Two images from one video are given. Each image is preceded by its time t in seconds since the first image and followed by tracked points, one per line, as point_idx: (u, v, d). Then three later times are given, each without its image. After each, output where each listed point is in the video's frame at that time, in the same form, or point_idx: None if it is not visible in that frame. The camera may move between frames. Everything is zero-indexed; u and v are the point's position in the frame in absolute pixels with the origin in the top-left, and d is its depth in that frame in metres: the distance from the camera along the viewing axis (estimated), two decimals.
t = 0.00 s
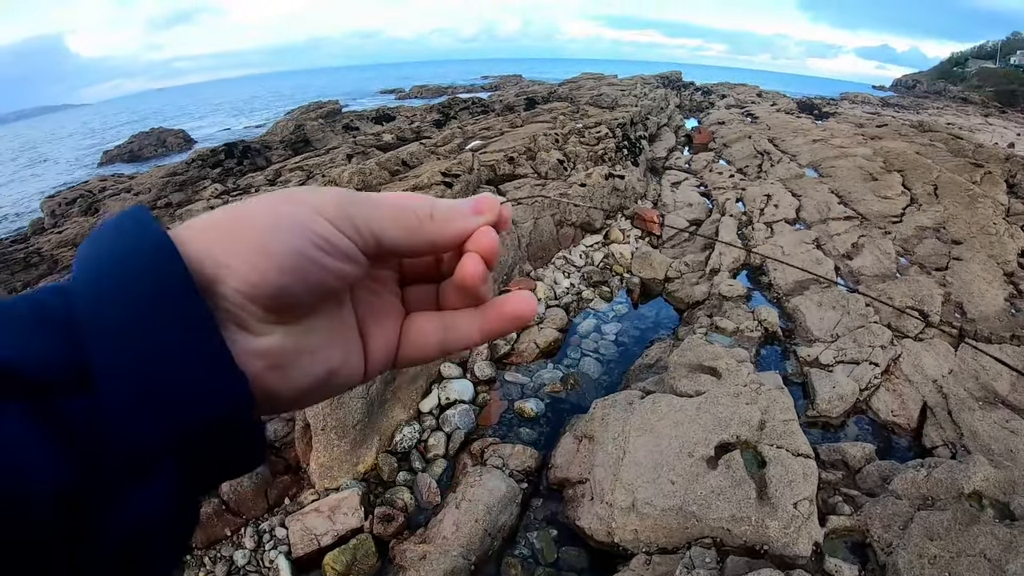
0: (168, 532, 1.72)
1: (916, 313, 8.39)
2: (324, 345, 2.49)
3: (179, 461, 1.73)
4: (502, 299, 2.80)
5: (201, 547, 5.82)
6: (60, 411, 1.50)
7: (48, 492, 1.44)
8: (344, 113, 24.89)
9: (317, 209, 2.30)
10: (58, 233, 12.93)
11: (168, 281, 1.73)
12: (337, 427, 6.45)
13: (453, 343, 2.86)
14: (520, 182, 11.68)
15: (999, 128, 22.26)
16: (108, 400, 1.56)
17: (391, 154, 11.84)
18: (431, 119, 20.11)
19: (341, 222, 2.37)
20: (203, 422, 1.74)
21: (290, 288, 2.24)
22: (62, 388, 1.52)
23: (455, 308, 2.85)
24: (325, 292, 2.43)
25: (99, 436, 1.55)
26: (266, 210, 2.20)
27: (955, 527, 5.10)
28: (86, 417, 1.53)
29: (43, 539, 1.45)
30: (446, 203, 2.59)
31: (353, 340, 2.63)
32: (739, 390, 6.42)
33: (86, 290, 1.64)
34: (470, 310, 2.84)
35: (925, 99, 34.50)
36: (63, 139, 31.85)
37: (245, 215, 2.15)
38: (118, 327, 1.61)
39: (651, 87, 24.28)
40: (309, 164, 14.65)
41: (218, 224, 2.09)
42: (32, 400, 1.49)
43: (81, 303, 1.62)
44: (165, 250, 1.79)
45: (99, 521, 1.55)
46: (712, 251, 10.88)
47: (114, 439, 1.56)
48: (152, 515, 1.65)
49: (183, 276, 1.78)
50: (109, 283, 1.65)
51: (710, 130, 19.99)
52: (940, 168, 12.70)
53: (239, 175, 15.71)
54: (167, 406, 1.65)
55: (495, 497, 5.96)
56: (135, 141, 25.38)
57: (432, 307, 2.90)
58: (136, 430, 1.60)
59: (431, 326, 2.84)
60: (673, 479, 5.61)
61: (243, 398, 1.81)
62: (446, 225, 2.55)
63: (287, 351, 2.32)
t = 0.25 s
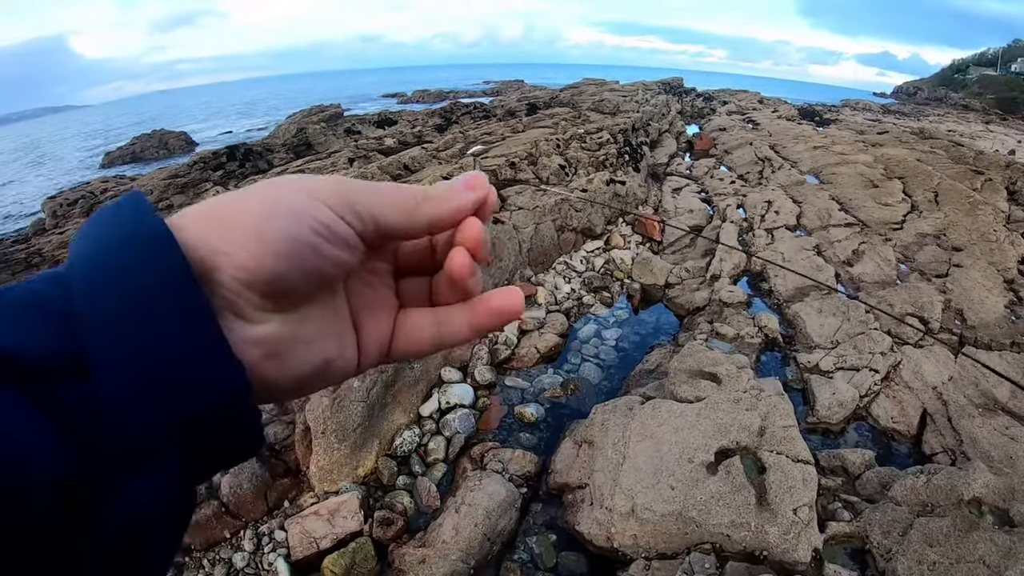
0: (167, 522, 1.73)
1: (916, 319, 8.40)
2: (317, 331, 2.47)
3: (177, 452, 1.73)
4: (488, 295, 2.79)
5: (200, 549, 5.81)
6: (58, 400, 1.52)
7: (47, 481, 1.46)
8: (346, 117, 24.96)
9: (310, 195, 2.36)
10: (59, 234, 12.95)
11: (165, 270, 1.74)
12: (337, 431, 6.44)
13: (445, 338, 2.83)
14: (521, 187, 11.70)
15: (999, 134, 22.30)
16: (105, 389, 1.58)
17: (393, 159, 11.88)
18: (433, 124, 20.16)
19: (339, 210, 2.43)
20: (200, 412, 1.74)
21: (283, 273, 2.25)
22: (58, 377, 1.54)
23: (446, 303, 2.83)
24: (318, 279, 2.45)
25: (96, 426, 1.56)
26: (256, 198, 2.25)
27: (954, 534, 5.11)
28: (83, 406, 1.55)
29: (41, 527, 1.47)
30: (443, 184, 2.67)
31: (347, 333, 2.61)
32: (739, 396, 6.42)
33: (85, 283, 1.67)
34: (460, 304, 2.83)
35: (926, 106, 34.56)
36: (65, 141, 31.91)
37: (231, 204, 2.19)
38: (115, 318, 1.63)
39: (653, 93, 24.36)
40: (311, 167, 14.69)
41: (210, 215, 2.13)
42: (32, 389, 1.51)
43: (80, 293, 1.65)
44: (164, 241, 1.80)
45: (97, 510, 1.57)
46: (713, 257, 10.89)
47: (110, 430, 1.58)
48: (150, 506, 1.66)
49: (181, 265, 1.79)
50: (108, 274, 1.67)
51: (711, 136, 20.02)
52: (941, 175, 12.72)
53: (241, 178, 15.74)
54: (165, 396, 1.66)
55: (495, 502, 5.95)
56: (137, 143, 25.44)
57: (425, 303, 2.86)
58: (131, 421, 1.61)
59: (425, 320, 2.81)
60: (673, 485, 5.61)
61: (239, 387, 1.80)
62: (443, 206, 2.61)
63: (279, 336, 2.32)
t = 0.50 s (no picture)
0: (183, 529, 2.02)
1: (915, 324, 8.42)
2: (342, 323, 2.85)
3: (196, 460, 2.09)
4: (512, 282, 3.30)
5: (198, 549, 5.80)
6: (94, 415, 1.84)
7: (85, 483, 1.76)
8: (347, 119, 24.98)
9: (293, 179, 2.72)
10: (59, 234, 12.95)
11: (187, 303, 2.15)
12: (336, 432, 6.43)
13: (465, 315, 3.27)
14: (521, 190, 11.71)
15: (1000, 140, 22.31)
16: (132, 405, 1.91)
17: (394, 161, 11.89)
18: (434, 127, 20.20)
19: (312, 185, 2.75)
20: (216, 424, 2.11)
21: (289, 263, 2.66)
22: (92, 392, 1.86)
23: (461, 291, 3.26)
24: (323, 270, 2.83)
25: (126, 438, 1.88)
26: (249, 201, 2.65)
27: (953, 538, 5.12)
28: (116, 421, 1.88)
29: (77, 526, 1.75)
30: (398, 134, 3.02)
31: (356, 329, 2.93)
32: (738, 400, 6.43)
33: (110, 316, 2.00)
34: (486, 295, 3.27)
35: (928, 112, 34.56)
36: (66, 141, 31.91)
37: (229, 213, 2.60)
38: (144, 345, 1.99)
39: (653, 98, 24.39)
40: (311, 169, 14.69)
41: (213, 229, 2.53)
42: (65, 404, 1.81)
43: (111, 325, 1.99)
44: (184, 276, 2.21)
45: (125, 510, 1.85)
46: (713, 262, 10.89)
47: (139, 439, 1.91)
48: (171, 511, 1.96)
49: (200, 299, 2.20)
50: (135, 307, 2.04)
51: (712, 140, 20.04)
52: (941, 180, 12.75)
53: (241, 179, 15.74)
54: (183, 411, 2.02)
55: (494, 504, 5.96)
56: (138, 144, 25.45)
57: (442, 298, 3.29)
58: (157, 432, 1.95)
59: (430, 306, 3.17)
60: (672, 488, 5.61)
61: (253, 400, 2.20)
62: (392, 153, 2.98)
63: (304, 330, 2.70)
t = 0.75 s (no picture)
0: (196, 534, 2.04)
1: (913, 327, 8.42)
2: (347, 337, 2.85)
3: (210, 465, 2.11)
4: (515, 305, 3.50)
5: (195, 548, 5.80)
6: (104, 422, 1.89)
7: (96, 491, 1.78)
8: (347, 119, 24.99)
9: (300, 190, 2.74)
10: (58, 232, 12.96)
11: (194, 310, 2.18)
12: (334, 432, 6.43)
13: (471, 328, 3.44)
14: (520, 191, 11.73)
15: (999, 144, 22.35)
16: (140, 414, 1.95)
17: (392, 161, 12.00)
18: (433, 128, 20.22)
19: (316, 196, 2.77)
20: (227, 429, 2.12)
21: (294, 276, 2.64)
22: (100, 404, 1.92)
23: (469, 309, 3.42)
24: (331, 282, 2.84)
25: (136, 445, 1.93)
26: (258, 210, 2.66)
27: (950, 540, 5.14)
28: (125, 429, 1.92)
29: (91, 532, 1.77)
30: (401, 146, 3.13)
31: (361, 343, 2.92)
32: (736, 402, 6.44)
33: (118, 329, 2.06)
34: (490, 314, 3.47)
35: (927, 115, 34.60)
36: (65, 140, 31.90)
37: (237, 222, 2.63)
38: (152, 352, 2.04)
39: (653, 100, 24.41)
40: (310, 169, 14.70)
41: (220, 240, 2.54)
42: (76, 414, 1.87)
43: (120, 335, 2.06)
44: (191, 282, 2.24)
45: (137, 517, 1.88)
46: (711, 264, 10.90)
47: (149, 445, 1.94)
48: (183, 518, 1.98)
49: (208, 305, 2.23)
50: (143, 316, 2.09)
51: (711, 143, 20.06)
52: (940, 183, 12.77)
53: (241, 179, 15.76)
54: (191, 419, 2.04)
55: (491, 505, 5.96)
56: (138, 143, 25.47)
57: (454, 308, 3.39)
58: (168, 438, 1.99)
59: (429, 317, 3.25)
60: (669, 490, 5.61)
61: (264, 404, 2.21)
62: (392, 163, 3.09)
63: (312, 343, 2.70)
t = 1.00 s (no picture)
0: (192, 551, 2.07)
1: (909, 328, 8.44)
2: (345, 349, 2.89)
3: (208, 481, 2.14)
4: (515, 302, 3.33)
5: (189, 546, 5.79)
6: (103, 437, 1.91)
7: (94, 507, 1.82)
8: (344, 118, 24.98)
9: (290, 199, 2.78)
10: (54, 229, 12.94)
11: (192, 325, 2.22)
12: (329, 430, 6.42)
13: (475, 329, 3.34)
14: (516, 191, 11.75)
15: (995, 146, 22.41)
16: (140, 429, 1.98)
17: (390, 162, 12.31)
18: (430, 128, 20.23)
19: (306, 205, 2.81)
20: (225, 443, 2.16)
21: (287, 286, 2.69)
22: (102, 419, 1.94)
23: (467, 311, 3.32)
24: (326, 292, 2.89)
25: (136, 461, 1.95)
26: (250, 219, 2.73)
27: (944, 541, 5.14)
28: (124, 444, 1.94)
29: (89, 546, 1.83)
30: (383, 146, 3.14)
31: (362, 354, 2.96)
32: (731, 402, 6.45)
33: (122, 343, 2.09)
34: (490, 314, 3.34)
35: (924, 117, 34.65)
36: (61, 137, 31.84)
37: (231, 234, 2.70)
38: (152, 367, 2.07)
39: (650, 100, 24.45)
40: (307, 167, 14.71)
41: (216, 255, 2.62)
42: (78, 429, 1.89)
43: (118, 349, 2.07)
44: (188, 298, 2.28)
45: (136, 532, 1.93)
46: (707, 264, 10.91)
47: (148, 461, 1.97)
48: (179, 534, 2.02)
49: (207, 320, 2.27)
50: (143, 332, 2.12)
51: (708, 143, 20.09)
52: (936, 185, 12.79)
53: (237, 178, 15.75)
54: (190, 435, 2.08)
55: (486, 504, 5.96)
56: (135, 141, 25.44)
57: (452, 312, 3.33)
58: (168, 453, 2.03)
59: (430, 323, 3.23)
60: (664, 489, 5.62)
61: (263, 419, 2.25)
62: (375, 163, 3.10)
63: (306, 356, 2.74)
